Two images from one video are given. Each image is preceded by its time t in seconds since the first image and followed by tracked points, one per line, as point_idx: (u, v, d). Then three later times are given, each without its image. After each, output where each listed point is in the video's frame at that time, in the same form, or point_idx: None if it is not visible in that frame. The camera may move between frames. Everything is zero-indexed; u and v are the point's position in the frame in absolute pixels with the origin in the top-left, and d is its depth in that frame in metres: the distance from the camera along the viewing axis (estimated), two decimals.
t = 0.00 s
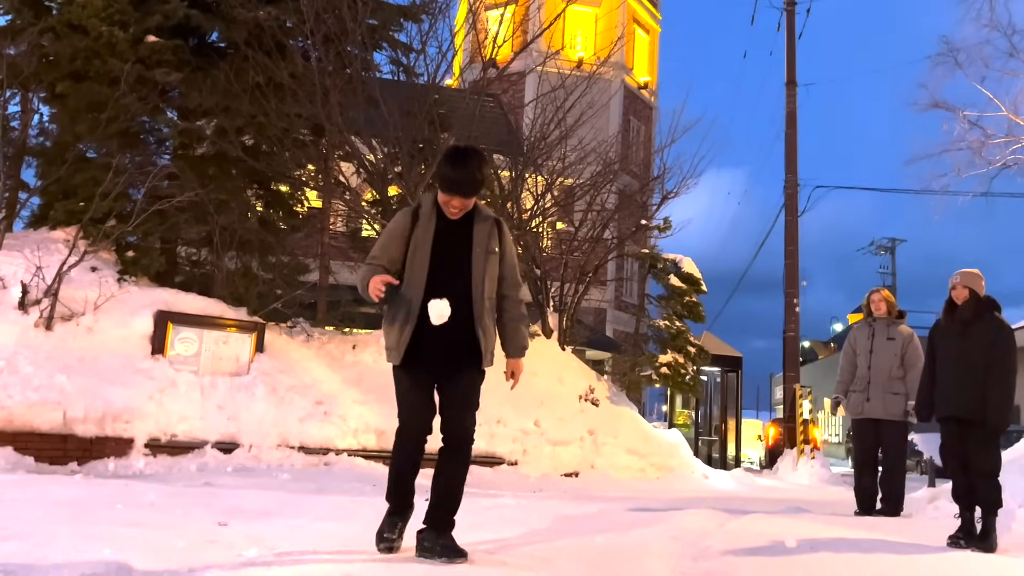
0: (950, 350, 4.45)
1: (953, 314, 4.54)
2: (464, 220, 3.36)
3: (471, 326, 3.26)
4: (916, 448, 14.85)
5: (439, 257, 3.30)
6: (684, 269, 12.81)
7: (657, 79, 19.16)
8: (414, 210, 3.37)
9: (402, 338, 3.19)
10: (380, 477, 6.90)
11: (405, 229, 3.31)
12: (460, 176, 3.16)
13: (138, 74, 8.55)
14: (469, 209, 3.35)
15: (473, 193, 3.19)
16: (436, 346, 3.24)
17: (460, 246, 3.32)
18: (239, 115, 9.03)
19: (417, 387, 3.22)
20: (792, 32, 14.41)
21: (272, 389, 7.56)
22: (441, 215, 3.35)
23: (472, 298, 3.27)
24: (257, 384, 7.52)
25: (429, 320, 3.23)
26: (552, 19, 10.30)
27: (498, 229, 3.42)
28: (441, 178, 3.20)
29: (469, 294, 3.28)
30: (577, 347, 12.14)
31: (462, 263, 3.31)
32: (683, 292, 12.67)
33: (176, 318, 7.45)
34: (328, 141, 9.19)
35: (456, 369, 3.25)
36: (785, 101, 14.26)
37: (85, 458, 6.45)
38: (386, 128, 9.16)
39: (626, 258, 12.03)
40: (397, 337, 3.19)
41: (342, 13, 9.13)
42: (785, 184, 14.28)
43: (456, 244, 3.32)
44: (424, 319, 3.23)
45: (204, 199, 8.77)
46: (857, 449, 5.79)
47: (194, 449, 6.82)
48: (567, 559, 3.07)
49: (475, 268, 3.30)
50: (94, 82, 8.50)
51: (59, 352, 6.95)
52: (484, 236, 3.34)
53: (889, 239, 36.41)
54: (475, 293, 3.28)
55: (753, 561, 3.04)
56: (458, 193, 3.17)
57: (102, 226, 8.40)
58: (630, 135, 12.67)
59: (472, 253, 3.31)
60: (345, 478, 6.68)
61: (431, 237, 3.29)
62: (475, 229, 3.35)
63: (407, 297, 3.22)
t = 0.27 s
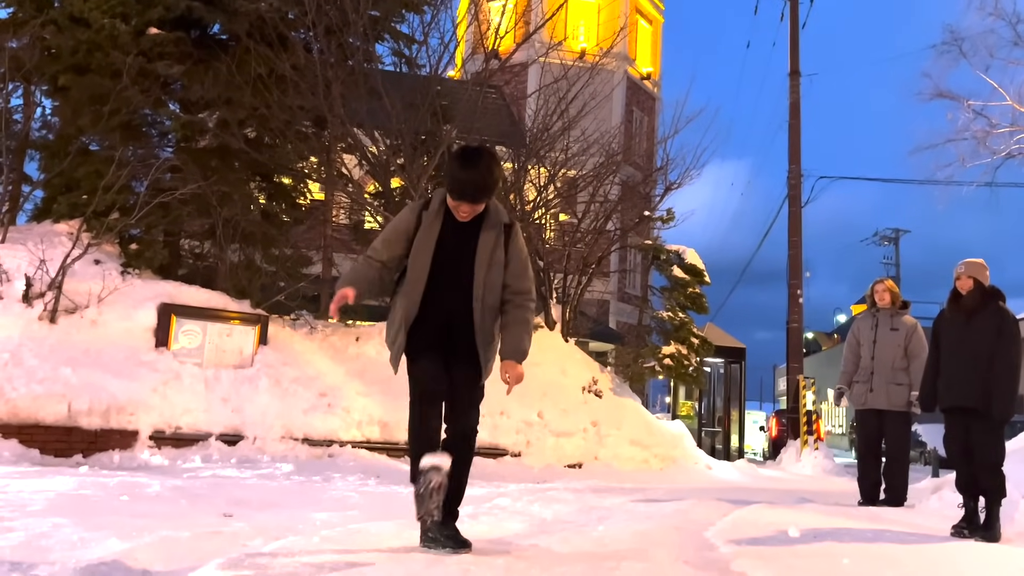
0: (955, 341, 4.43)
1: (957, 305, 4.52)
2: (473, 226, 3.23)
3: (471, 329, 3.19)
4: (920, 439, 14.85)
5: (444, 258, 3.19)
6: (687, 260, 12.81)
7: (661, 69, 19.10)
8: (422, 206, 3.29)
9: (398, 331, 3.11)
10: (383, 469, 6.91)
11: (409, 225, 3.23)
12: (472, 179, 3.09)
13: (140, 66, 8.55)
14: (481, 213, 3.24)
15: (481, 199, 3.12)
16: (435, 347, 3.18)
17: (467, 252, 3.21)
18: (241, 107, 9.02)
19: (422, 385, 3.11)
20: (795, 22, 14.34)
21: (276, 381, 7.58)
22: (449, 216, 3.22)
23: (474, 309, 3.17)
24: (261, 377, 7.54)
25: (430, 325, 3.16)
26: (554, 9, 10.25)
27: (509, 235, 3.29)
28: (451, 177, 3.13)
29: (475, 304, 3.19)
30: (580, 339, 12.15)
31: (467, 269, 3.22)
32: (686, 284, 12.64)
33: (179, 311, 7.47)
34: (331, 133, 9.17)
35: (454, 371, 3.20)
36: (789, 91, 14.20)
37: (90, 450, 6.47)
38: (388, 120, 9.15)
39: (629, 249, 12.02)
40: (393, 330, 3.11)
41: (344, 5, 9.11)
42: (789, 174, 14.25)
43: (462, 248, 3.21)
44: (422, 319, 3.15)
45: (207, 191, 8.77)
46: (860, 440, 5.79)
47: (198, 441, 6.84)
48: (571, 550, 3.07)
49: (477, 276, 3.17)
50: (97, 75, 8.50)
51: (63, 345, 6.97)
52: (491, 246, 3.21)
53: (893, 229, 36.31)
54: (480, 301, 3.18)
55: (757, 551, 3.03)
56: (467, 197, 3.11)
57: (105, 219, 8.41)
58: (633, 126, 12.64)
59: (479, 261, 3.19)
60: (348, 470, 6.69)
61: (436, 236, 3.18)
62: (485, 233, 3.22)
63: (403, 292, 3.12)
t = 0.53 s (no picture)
0: (957, 333, 4.43)
1: (959, 297, 4.51)
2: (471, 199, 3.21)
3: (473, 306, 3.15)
4: (922, 432, 14.87)
5: (441, 235, 3.17)
6: (689, 254, 12.79)
7: (662, 62, 19.06)
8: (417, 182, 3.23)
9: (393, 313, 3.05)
10: (385, 463, 6.92)
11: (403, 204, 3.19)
12: (470, 147, 3.01)
13: (140, 61, 8.53)
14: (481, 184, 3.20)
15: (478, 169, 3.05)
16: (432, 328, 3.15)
17: (466, 226, 3.19)
18: (241, 101, 8.98)
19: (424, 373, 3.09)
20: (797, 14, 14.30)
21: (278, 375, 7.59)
22: (448, 191, 3.20)
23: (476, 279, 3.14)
24: (263, 370, 7.55)
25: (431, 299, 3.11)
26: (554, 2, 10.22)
27: (507, 207, 3.28)
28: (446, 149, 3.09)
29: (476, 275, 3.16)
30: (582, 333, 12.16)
31: (466, 248, 3.19)
32: (688, 277, 12.63)
33: (181, 305, 7.47)
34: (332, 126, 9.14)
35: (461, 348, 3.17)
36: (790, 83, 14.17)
37: (92, 444, 6.48)
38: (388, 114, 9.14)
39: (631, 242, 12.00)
40: (386, 311, 3.05)
41: None
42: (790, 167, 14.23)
43: (460, 221, 3.19)
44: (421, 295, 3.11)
45: (208, 186, 8.77)
46: (862, 433, 5.80)
47: (200, 436, 6.84)
48: (573, 543, 3.07)
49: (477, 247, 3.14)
50: (97, 70, 8.48)
51: (65, 340, 6.97)
52: (488, 216, 3.19)
53: (894, 222, 36.27)
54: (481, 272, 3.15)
55: (759, 544, 3.04)
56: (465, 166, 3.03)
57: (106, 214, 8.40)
58: (634, 119, 12.63)
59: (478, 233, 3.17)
60: (351, 464, 6.69)
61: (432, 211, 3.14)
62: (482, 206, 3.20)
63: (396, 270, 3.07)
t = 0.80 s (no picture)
0: (956, 327, 4.43)
1: (958, 291, 4.51)
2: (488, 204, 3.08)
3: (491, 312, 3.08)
4: (920, 425, 14.91)
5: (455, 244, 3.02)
6: (688, 248, 12.79)
7: (661, 55, 19.02)
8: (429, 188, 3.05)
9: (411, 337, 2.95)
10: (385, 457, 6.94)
11: (415, 214, 2.99)
12: (494, 155, 2.89)
13: (139, 55, 8.51)
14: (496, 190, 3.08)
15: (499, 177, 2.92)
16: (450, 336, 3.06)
17: (484, 233, 3.05)
18: (240, 96, 9.02)
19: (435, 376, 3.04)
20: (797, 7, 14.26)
21: (277, 370, 7.59)
22: (462, 194, 3.04)
23: (498, 292, 3.06)
24: (262, 365, 7.56)
25: (446, 313, 3.02)
26: None
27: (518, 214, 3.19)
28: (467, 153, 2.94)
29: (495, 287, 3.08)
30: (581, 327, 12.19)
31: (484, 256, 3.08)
32: (687, 271, 12.62)
33: (180, 300, 7.47)
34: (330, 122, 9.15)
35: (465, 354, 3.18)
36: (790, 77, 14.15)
37: (92, 439, 6.48)
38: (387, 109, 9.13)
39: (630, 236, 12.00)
40: (406, 330, 2.95)
41: None
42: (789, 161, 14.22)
43: (479, 229, 3.05)
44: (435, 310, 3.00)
45: (206, 180, 8.77)
46: (860, 426, 5.82)
47: (200, 431, 6.85)
48: (573, 537, 3.08)
49: (498, 258, 3.03)
50: (95, 64, 8.47)
51: (64, 335, 6.98)
52: (508, 225, 3.06)
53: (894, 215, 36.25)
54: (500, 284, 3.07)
55: (759, 538, 3.04)
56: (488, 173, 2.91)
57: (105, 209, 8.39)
58: (633, 113, 12.61)
59: (497, 242, 3.04)
60: (350, 458, 6.71)
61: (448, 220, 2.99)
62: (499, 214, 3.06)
63: (416, 292, 2.93)
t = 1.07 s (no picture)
0: (952, 320, 4.44)
1: (954, 284, 4.53)
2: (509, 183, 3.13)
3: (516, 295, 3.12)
4: (915, 419, 14.97)
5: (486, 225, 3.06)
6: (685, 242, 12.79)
7: (657, 50, 19.00)
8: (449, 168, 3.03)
9: (458, 315, 2.91)
10: (383, 451, 6.95)
11: (445, 191, 2.98)
12: (525, 132, 2.93)
13: (134, 49, 8.47)
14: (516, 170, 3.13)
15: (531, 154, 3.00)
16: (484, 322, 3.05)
17: (507, 213, 3.10)
18: (235, 90, 8.96)
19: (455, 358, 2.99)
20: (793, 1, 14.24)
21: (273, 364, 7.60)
22: (486, 171, 3.09)
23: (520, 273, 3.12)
24: (259, 360, 7.56)
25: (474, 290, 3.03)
26: None
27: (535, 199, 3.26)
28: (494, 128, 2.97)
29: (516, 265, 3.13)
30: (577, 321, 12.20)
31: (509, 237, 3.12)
32: (683, 265, 12.63)
33: (177, 295, 7.46)
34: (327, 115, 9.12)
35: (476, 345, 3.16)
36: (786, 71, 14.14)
37: (89, 435, 6.47)
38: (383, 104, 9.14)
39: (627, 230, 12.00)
40: (456, 309, 2.92)
41: None
42: (785, 155, 14.23)
43: (503, 208, 3.10)
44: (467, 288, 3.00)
45: (202, 174, 8.75)
46: (856, 419, 5.82)
47: (197, 425, 6.85)
48: (570, 531, 3.07)
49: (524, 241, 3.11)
50: (90, 58, 8.43)
51: (61, 330, 6.97)
52: (532, 206, 3.14)
53: (890, 209, 36.27)
54: (521, 265, 3.13)
55: (755, 531, 3.05)
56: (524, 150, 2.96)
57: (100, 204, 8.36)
58: (630, 107, 12.61)
59: (521, 223, 3.11)
60: (347, 453, 6.71)
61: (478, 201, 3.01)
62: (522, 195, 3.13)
63: (461, 268, 2.95)
